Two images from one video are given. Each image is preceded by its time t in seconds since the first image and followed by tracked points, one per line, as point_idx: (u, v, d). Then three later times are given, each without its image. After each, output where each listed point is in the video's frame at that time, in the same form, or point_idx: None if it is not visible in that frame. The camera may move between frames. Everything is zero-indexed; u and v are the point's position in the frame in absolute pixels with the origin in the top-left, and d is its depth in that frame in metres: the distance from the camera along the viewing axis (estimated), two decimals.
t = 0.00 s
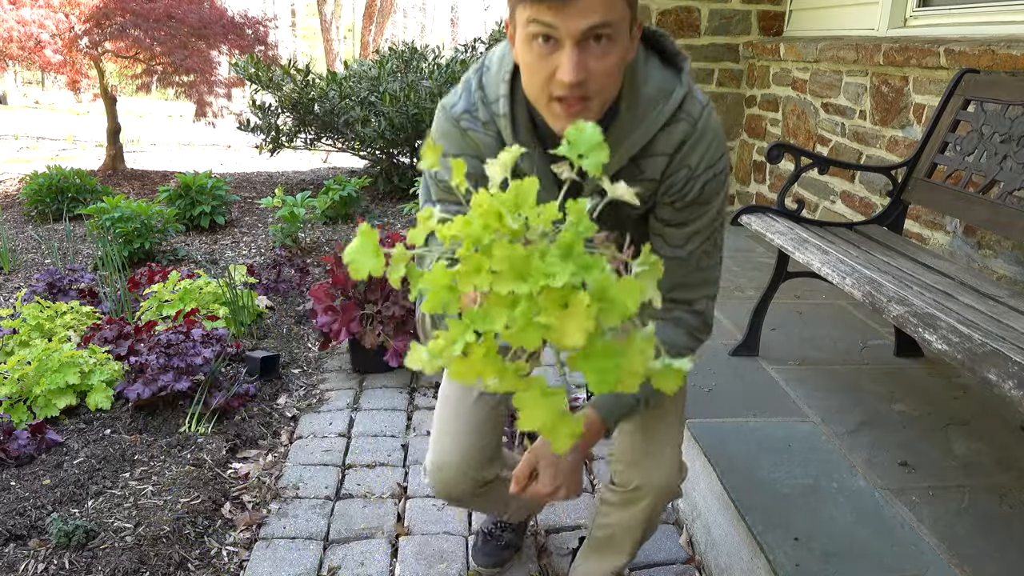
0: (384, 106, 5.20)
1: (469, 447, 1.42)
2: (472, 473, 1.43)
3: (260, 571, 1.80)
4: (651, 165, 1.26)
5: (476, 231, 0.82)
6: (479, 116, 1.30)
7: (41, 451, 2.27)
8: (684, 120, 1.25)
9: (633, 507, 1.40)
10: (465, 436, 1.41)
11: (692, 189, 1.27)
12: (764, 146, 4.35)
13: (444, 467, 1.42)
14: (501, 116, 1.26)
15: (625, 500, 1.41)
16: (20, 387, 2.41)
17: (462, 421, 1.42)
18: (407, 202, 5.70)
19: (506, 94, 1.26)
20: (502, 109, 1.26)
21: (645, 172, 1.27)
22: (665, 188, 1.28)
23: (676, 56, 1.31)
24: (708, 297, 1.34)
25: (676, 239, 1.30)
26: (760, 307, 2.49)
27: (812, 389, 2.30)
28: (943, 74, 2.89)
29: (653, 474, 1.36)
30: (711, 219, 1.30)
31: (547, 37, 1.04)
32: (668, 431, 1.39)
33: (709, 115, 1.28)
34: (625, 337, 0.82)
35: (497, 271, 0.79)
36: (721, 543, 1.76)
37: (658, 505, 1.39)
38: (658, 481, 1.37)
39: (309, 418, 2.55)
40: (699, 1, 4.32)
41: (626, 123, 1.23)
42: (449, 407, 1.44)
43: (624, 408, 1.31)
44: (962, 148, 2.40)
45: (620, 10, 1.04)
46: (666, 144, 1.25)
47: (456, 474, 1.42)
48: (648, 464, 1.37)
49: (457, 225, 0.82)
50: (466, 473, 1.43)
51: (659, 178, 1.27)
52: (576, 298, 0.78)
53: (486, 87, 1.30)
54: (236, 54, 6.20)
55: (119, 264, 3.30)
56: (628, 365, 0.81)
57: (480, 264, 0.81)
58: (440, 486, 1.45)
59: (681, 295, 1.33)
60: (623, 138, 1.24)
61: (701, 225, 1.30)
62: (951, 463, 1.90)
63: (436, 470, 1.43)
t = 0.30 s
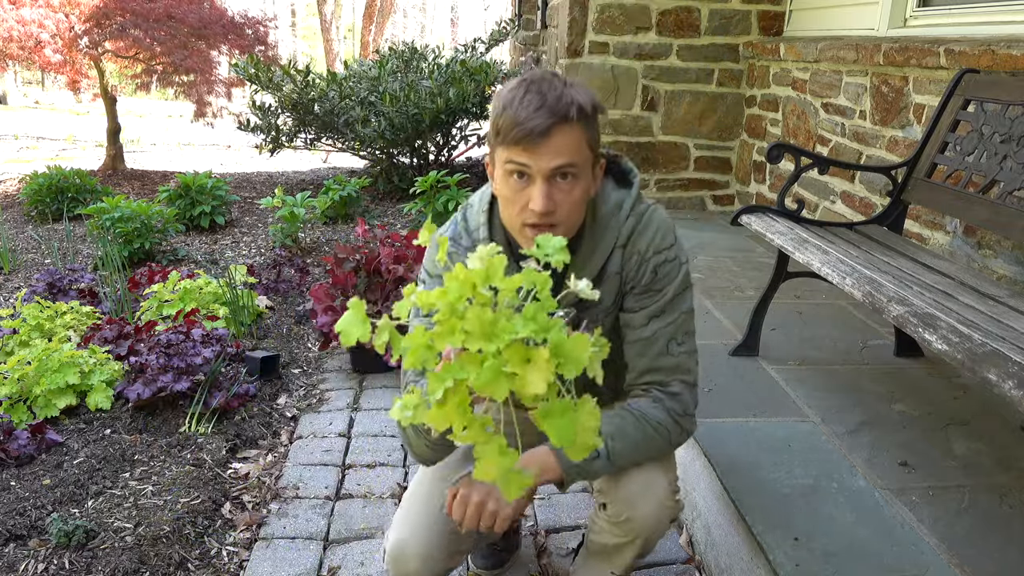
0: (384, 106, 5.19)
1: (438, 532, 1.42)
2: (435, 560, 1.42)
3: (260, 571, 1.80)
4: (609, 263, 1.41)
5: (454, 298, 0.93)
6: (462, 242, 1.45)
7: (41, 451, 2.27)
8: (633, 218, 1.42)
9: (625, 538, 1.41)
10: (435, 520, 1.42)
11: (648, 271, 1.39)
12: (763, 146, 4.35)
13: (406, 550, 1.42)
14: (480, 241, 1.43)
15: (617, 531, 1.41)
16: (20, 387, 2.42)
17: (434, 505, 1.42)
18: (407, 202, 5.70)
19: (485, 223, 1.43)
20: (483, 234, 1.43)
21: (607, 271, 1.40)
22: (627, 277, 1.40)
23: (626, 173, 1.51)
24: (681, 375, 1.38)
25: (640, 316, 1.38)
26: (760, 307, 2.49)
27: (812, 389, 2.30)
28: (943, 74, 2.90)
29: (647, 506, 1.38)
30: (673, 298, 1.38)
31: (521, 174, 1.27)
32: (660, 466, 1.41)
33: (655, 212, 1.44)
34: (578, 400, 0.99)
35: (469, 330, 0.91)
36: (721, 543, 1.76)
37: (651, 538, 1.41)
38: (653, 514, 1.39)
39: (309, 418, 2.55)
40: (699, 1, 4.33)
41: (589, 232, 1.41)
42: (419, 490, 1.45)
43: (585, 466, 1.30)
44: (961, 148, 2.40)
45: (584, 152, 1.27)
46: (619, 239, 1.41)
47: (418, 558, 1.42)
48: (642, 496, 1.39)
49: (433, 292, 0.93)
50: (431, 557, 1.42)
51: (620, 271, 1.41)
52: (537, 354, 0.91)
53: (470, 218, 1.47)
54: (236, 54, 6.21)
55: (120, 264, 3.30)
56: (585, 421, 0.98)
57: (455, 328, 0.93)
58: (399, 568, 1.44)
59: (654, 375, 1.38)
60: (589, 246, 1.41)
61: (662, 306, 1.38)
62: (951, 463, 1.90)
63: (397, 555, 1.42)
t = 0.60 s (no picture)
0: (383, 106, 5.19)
1: (437, 556, 1.41)
2: None
3: (260, 571, 1.80)
4: (598, 262, 1.46)
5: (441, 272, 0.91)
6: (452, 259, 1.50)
7: (41, 451, 2.27)
8: (612, 223, 1.49)
9: (628, 518, 1.39)
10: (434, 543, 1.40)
11: (634, 267, 1.44)
12: (763, 146, 4.35)
13: None
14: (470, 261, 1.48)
15: (619, 511, 1.40)
16: (20, 387, 2.42)
17: (433, 529, 1.41)
18: (407, 202, 5.70)
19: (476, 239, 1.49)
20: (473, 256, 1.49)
21: (596, 270, 1.45)
22: (615, 275, 1.45)
23: (600, 189, 1.59)
24: (673, 358, 1.40)
25: (632, 309, 1.42)
26: (760, 307, 2.49)
27: (812, 389, 2.30)
28: (943, 73, 2.89)
29: (648, 482, 1.37)
30: (660, 290, 1.43)
31: (513, 176, 1.34)
32: (659, 443, 1.41)
33: (631, 216, 1.52)
34: (568, 353, 0.89)
35: (454, 297, 0.89)
36: (721, 543, 1.76)
37: (653, 517, 1.39)
38: (654, 490, 1.37)
39: (309, 418, 2.55)
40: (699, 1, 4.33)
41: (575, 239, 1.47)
42: (415, 515, 1.42)
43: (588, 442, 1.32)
44: (961, 148, 2.41)
45: (571, 155, 1.35)
46: (603, 241, 1.47)
47: None
48: (641, 473, 1.37)
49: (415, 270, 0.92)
50: None
51: (608, 270, 1.46)
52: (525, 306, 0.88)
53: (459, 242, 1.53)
54: (236, 54, 6.21)
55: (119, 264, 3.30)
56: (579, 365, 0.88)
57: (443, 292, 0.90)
58: None
59: (650, 361, 1.40)
60: (576, 251, 1.47)
61: (650, 297, 1.43)
62: (951, 464, 1.90)
63: None
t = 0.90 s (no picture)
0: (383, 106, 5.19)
1: (443, 549, 1.38)
2: None
3: (260, 571, 1.80)
4: (594, 254, 1.46)
5: (435, 272, 0.94)
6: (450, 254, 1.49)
7: (42, 451, 2.27)
8: (606, 215, 1.50)
9: (650, 505, 1.39)
10: (440, 533, 1.39)
11: (630, 258, 1.45)
12: (763, 146, 4.35)
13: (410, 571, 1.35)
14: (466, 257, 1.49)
15: (640, 498, 1.40)
16: (20, 387, 2.42)
17: (439, 519, 1.40)
18: (407, 202, 5.70)
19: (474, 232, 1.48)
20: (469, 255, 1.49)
21: (592, 261, 1.45)
22: (611, 266, 1.45)
23: (593, 183, 1.59)
24: (673, 343, 1.40)
25: (631, 299, 1.42)
26: (761, 306, 2.49)
27: (813, 389, 2.30)
28: (943, 73, 2.89)
29: (670, 467, 1.37)
30: (657, 279, 1.43)
31: (505, 167, 1.35)
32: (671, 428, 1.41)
33: (624, 209, 1.52)
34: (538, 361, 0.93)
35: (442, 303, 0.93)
36: (721, 543, 1.76)
37: (676, 502, 1.39)
38: (676, 474, 1.37)
39: (309, 419, 2.55)
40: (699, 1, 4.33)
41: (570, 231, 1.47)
42: (420, 507, 1.42)
43: (603, 436, 1.30)
44: (961, 148, 2.40)
45: (561, 146, 1.36)
46: (598, 233, 1.47)
47: None
48: (662, 458, 1.37)
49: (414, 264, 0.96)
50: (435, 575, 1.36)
51: (604, 261, 1.46)
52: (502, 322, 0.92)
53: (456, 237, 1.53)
54: (236, 54, 6.21)
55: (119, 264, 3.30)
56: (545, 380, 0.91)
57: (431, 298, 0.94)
58: None
59: (651, 347, 1.40)
60: (571, 243, 1.46)
61: (648, 286, 1.43)
62: (951, 464, 1.90)
63: None
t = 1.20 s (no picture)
0: (383, 106, 5.20)
1: (430, 541, 1.38)
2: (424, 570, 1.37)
3: (260, 571, 1.80)
4: (599, 253, 1.46)
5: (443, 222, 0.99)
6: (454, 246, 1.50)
7: (42, 451, 2.27)
8: (615, 216, 1.50)
9: (646, 506, 1.39)
10: (427, 526, 1.39)
11: (635, 259, 1.45)
12: (763, 146, 4.35)
13: (397, 562, 1.34)
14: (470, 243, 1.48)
15: (635, 498, 1.40)
16: (20, 387, 2.42)
17: (428, 511, 1.40)
18: (408, 202, 5.71)
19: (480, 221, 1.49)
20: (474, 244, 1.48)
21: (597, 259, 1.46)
22: (616, 266, 1.45)
23: (605, 185, 1.60)
24: (675, 345, 1.40)
25: (633, 299, 1.42)
26: (761, 306, 2.49)
27: (812, 389, 2.30)
28: (943, 74, 2.90)
29: (664, 466, 1.37)
30: (661, 282, 1.43)
31: (516, 155, 1.36)
32: (669, 429, 1.41)
33: (634, 212, 1.52)
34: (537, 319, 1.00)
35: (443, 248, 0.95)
36: (721, 543, 1.76)
37: (671, 502, 1.39)
38: (670, 474, 1.37)
39: (309, 418, 2.55)
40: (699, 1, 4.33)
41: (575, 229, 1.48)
42: (412, 499, 1.42)
43: (597, 429, 1.29)
44: (961, 148, 2.40)
45: (573, 137, 1.37)
46: (605, 232, 1.48)
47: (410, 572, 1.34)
48: (656, 458, 1.37)
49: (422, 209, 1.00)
50: (422, 567, 1.36)
51: (609, 261, 1.46)
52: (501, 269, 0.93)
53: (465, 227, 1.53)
54: (236, 54, 6.21)
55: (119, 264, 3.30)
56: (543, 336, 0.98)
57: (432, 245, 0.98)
58: None
59: (652, 348, 1.40)
60: (576, 240, 1.47)
61: (652, 288, 1.42)
62: (951, 464, 1.90)
63: (386, 570, 1.34)
